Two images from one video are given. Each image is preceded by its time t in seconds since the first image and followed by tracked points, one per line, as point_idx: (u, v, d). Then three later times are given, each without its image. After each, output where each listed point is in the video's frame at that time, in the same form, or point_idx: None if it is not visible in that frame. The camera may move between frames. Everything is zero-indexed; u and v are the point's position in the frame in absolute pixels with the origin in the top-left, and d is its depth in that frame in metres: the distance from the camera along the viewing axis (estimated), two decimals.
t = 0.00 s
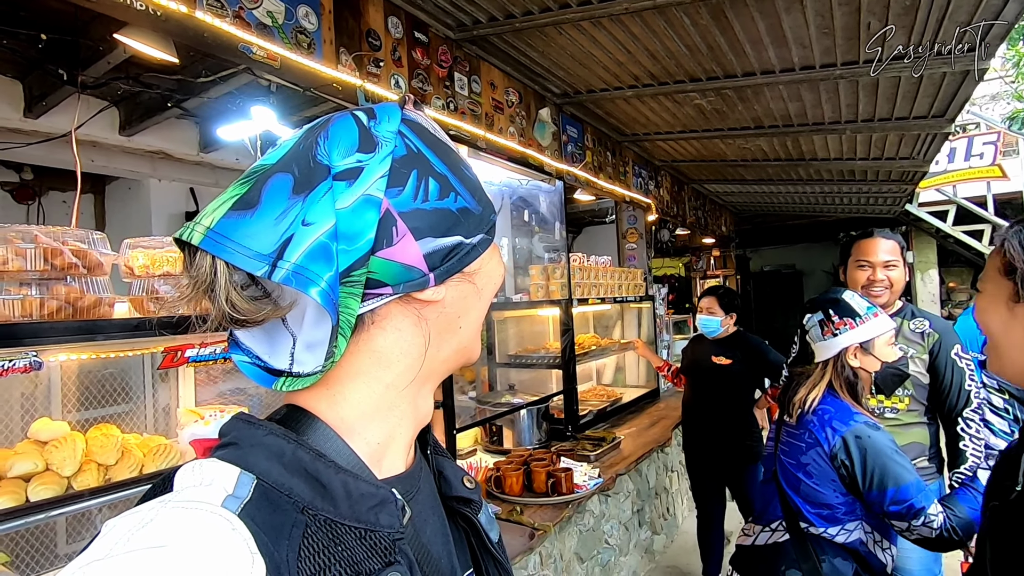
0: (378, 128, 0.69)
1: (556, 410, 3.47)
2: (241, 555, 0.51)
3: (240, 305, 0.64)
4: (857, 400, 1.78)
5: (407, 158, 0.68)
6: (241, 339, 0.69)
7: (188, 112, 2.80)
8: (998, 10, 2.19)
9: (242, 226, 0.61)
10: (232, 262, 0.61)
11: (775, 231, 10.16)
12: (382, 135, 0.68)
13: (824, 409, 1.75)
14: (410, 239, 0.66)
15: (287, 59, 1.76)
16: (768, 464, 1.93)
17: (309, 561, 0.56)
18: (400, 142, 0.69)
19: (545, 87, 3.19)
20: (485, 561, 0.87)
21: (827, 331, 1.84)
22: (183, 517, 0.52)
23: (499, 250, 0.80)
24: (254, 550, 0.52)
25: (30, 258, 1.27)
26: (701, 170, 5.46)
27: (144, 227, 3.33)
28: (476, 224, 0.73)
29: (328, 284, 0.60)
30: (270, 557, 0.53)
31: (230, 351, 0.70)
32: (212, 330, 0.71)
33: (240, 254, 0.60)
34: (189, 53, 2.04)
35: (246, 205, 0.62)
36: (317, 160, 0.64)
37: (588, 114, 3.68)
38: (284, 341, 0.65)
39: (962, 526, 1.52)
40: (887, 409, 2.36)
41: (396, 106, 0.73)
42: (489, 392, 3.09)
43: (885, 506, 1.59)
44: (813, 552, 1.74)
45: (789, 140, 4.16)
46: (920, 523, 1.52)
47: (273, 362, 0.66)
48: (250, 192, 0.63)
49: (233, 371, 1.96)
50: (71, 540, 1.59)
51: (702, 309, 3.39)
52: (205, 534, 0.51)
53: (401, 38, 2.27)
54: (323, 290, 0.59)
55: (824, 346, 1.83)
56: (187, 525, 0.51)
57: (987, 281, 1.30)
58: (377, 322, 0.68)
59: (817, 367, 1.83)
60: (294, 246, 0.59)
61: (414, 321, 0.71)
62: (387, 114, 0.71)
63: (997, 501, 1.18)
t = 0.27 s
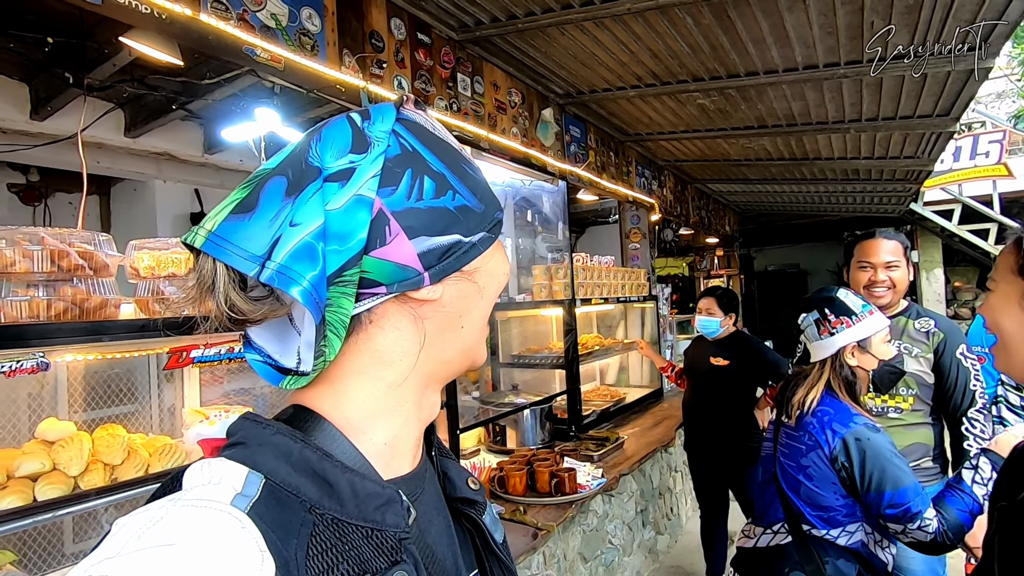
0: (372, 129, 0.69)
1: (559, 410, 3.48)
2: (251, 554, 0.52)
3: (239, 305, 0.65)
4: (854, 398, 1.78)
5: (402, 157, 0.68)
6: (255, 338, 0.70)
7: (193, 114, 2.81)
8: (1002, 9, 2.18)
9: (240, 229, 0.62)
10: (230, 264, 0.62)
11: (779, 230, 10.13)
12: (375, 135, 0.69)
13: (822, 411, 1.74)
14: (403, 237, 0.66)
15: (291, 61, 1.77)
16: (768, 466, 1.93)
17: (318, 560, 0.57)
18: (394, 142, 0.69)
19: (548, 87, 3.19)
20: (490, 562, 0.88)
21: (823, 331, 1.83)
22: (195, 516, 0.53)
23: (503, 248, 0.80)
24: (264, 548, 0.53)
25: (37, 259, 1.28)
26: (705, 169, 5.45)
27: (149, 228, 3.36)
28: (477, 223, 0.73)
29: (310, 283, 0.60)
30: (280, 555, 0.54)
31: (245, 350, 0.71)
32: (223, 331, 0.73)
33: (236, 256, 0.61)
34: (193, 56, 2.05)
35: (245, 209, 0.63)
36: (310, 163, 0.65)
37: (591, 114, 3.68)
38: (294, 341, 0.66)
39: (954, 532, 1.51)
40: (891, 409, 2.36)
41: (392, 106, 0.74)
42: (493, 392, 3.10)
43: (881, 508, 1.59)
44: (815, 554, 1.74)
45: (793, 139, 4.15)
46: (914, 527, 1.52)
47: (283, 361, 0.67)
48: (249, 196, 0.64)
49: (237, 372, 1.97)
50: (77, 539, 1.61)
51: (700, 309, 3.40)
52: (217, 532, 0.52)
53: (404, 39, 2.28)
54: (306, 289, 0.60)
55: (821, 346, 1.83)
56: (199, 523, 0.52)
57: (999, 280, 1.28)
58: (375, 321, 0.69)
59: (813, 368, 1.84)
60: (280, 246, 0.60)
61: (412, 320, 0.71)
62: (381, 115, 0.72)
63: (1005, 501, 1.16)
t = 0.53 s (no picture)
0: (369, 136, 0.70)
1: (559, 413, 3.48)
2: (243, 563, 0.52)
3: (234, 313, 0.64)
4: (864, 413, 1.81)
5: (398, 165, 0.69)
6: (246, 347, 0.70)
7: (194, 117, 2.82)
8: (1003, 15, 2.18)
9: (235, 236, 0.61)
10: (224, 271, 0.61)
11: (780, 233, 10.12)
12: (372, 143, 0.69)
13: (818, 418, 1.74)
14: (401, 245, 0.66)
15: (291, 66, 1.77)
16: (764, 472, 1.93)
17: (311, 569, 0.56)
18: (391, 149, 0.70)
19: (549, 90, 3.20)
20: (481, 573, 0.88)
21: (840, 338, 1.78)
22: (184, 526, 0.53)
23: (498, 256, 0.81)
24: (256, 559, 0.53)
25: (36, 264, 1.28)
26: (706, 172, 5.44)
27: (151, 229, 3.37)
28: (473, 231, 0.73)
29: (310, 291, 0.60)
30: (271, 565, 0.53)
31: (235, 358, 0.71)
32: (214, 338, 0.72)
33: (232, 263, 0.61)
34: (194, 60, 2.06)
35: (240, 215, 0.62)
36: (306, 169, 0.65)
37: (592, 117, 3.68)
38: (285, 350, 0.67)
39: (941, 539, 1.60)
40: (889, 413, 2.35)
41: (388, 114, 0.74)
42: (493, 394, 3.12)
43: (875, 515, 1.60)
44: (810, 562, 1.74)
45: (794, 143, 4.15)
46: (909, 535, 1.56)
47: (276, 370, 0.68)
48: (244, 202, 0.63)
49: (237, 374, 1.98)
50: (78, 539, 1.61)
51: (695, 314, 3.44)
52: (207, 540, 0.52)
53: (404, 43, 2.29)
54: (306, 296, 0.60)
55: (833, 354, 1.79)
56: (188, 534, 0.52)
57: (994, 290, 1.28)
58: (372, 328, 0.69)
59: (824, 376, 1.80)
60: (279, 253, 0.60)
61: (409, 327, 0.71)
62: (378, 123, 0.72)
63: (1007, 512, 1.14)
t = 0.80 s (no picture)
0: (363, 141, 0.70)
1: (557, 415, 3.48)
2: (229, 564, 0.52)
3: (223, 318, 0.64)
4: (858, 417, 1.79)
5: (393, 171, 0.70)
6: (227, 351, 0.70)
7: (194, 120, 2.84)
8: (997, 16, 2.18)
9: (224, 241, 0.62)
10: (215, 276, 0.62)
11: (783, 235, 10.09)
12: (367, 148, 0.70)
13: (815, 418, 1.75)
14: (395, 252, 0.67)
15: (285, 69, 1.79)
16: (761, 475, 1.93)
17: (297, 572, 0.57)
18: (385, 155, 0.70)
19: (546, 93, 3.20)
20: None
21: (841, 343, 1.77)
22: (170, 527, 0.53)
23: (489, 260, 0.82)
24: (242, 560, 0.53)
25: (31, 266, 1.30)
26: (707, 174, 5.44)
27: (152, 231, 3.38)
28: (463, 236, 0.74)
29: (309, 300, 0.61)
30: (257, 567, 0.54)
31: (217, 362, 0.72)
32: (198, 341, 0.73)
33: (223, 269, 0.61)
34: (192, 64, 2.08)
35: (229, 219, 0.63)
36: (300, 174, 0.66)
37: (590, 119, 3.68)
38: (270, 352, 0.66)
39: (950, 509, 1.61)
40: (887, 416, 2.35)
41: (381, 118, 0.75)
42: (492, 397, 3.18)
43: (884, 506, 1.58)
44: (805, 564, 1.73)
45: (793, 145, 4.15)
46: (931, 514, 1.57)
47: (259, 374, 0.67)
48: (234, 207, 0.64)
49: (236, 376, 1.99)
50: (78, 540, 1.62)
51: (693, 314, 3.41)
52: (192, 541, 0.52)
53: (400, 46, 2.30)
54: (305, 307, 0.61)
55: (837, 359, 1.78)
56: (173, 534, 0.52)
57: (980, 295, 1.29)
58: (363, 334, 0.69)
59: (824, 382, 1.80)
60: (275, 262, 0.61)
61: (401, 332, 0.72)
62: (372, 127, 0.72)
63: (997, 514, 1.14)
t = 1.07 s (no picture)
0: (381, 137, 0.71)
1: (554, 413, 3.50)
2: (248, 557, 0.53)
3: (241, 310, 0.66)
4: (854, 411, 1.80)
5: (409, 167, 0.71)
6: (239, 343, 0.71)
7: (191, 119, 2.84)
8: (987, 16, 2.20)
9: (243, 233, 0.62)
10: (233, 268, 0.62)
11: (777, 233, 10.14)
12: (384, 144, 0.71)
13: (810, 414, 1.77)
14: (411, 247, 0.69)
15: (283, 69, 1.80)
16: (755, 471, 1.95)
17: (314, 564, 0.58)
18: (402, 152, 0.72)
19: (542, 92, 3.22)
20: (474, 568, 0.90)
21: (835, 339, 1.80)
22: (189, 519, 0.54)
23: (498, 257, 0.83)
24: (261, 553, 0.54)
25: (30, 265, 1.31)
26: (702, 173, 5.47)
27: (148, 231, 3.38)
28: (475, 233, 0.76)
29: (331, 292, 0.62)
30: (275, 559, 0.55)
31: (229, 355, 0.73)
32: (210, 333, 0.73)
33: (242, 261, 0.62)
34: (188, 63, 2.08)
35: (247, 212, 0.63)
36: (320, 168, 0.66)
37: (586, 118, 3.70)
38: (283, 345, 0.68)
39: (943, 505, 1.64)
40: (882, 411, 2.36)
41: (398, 116, 0.76)
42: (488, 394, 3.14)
43: (878, 500, 1.61)
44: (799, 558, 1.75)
45: (787, 144, 4.17)
46: (923, 508, 1.59)
47: (271, 367, 0.69)
48: (251, 199, 0.65)
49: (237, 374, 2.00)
50: (76, 540, 1.63)
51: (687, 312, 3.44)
52: (212, 534, 0.53)
53: (397, 46, 2.31)
54: (327, 298, 0.61)
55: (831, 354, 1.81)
56: (192, 527, 0.53)
57: (972, 290, 1.30)
58: (378, 328, 0.71)
59: (819, 378, 1.82)
60: (297, 254, 0.62)
61: (415, 327, 0.73)
62: (389, 123, 0.73)
63: (989, 507, 1.16)
